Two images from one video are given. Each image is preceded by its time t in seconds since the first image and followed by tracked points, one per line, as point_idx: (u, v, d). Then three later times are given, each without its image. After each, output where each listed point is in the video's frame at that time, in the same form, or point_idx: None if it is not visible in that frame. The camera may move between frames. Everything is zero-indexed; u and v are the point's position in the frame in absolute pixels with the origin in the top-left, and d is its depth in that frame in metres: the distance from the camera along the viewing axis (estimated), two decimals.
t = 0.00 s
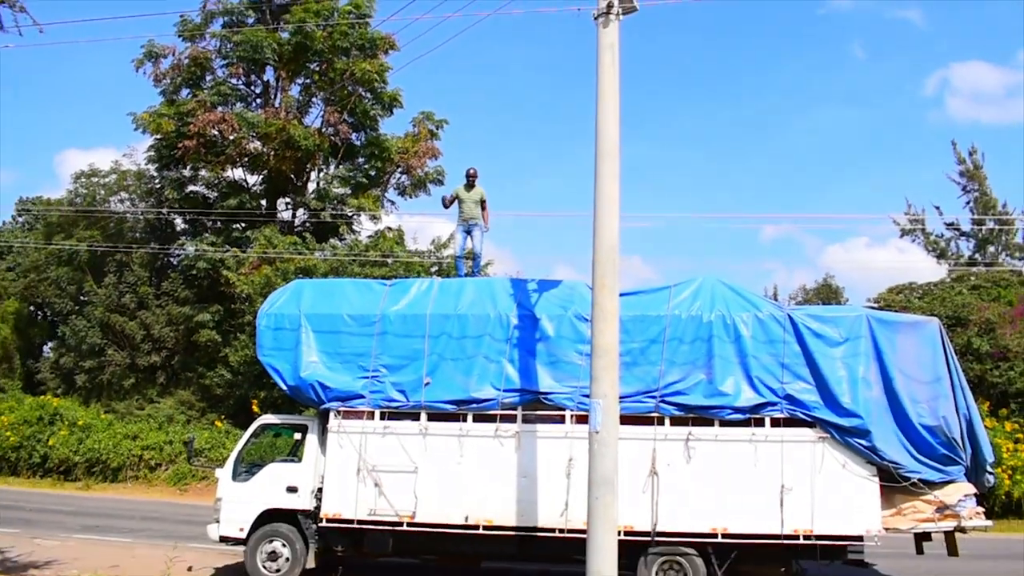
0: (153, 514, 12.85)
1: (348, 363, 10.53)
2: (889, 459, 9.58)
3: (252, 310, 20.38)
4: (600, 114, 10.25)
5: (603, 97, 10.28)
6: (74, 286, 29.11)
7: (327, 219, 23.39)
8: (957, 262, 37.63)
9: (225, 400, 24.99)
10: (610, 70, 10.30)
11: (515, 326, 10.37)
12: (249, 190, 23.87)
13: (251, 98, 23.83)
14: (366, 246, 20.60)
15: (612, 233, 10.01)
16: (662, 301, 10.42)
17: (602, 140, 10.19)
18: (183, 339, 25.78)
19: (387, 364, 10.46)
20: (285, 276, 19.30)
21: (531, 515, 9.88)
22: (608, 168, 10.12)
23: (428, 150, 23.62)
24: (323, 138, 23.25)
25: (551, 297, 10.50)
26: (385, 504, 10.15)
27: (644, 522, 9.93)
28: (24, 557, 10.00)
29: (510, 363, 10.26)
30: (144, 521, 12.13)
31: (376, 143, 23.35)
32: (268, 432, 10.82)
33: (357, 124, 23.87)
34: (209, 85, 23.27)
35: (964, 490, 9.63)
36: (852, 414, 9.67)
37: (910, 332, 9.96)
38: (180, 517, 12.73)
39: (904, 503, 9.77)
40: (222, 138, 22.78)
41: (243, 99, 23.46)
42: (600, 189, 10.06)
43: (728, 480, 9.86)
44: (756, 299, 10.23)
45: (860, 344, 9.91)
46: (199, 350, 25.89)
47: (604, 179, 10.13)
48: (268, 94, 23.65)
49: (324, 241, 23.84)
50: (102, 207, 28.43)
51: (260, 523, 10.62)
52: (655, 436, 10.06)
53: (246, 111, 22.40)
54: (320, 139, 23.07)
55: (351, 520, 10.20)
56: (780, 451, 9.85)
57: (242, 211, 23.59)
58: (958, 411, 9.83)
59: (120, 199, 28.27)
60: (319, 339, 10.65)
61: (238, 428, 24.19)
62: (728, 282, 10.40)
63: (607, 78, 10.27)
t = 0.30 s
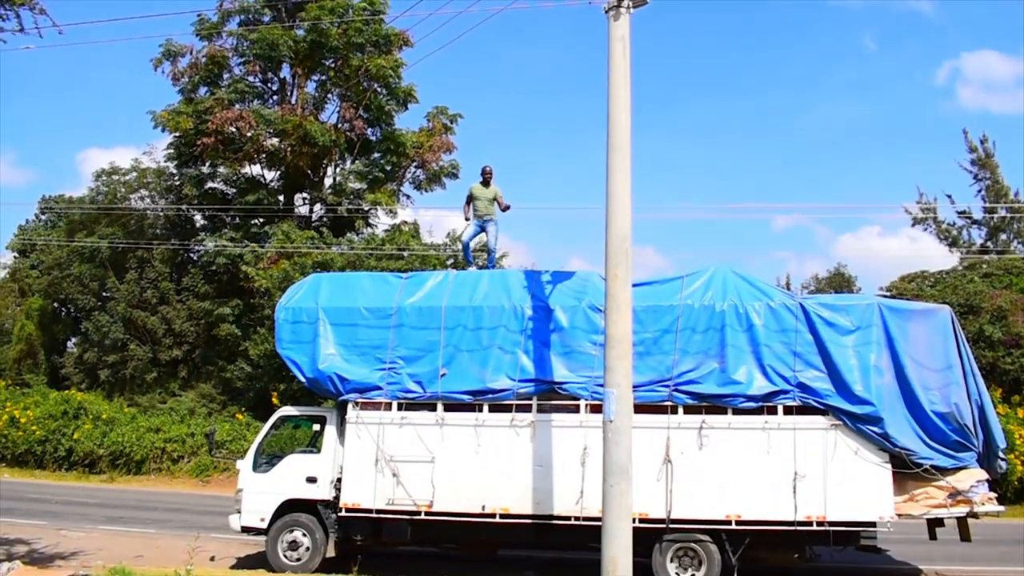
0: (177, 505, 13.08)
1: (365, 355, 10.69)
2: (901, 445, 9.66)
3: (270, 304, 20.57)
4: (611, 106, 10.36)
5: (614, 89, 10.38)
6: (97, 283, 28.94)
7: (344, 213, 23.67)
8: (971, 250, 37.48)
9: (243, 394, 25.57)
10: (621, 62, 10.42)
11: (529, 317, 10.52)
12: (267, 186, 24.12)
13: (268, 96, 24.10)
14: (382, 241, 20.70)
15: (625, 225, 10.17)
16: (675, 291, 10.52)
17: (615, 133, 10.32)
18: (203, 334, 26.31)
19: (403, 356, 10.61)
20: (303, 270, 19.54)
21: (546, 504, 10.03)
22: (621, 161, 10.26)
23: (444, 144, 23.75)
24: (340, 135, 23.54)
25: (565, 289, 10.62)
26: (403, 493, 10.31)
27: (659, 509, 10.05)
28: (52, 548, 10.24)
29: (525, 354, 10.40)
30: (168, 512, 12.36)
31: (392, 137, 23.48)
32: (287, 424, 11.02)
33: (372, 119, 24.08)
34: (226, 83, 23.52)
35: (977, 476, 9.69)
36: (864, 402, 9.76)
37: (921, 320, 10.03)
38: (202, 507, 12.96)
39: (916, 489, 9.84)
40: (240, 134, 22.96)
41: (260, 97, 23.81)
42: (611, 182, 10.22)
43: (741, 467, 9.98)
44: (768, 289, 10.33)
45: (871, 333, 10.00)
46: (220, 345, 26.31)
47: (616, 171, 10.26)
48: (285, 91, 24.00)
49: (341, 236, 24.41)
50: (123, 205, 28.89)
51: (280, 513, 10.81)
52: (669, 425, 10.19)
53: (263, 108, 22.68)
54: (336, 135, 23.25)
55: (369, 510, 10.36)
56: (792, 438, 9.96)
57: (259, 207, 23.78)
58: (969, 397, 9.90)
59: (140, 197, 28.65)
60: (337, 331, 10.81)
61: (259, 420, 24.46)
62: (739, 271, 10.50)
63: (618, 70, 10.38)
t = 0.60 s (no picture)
0: (168, 511, 12.76)
1: (360, 354, 10.36)
2: (915, 442, 9.35)
3: (264, 303, 20.28)
4: (611, 95, 10.07)
5: (615, 76, 10.08)
6: (83, 282, 28.96)
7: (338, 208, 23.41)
8: (981, 239, 37.18)
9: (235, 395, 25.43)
10: (622, 49, 10.11)
11: (529, 313, 10.19)
12: (259, 181, 23.80)
13: (258, 88, 23.73)
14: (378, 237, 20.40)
15: (627, 217, 9.88)
16: (680, 285, 10.18)
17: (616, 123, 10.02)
18: (193, 334, 25.94)
19: (399, 355, 10.28)
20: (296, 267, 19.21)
21: (549, 506, 9.71)
22: (622, 151, 9.96)
23: (441, 136, 23.43)
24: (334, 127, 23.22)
25: (566, 284, 10.28)
26: (401, 496, 9.99)
27: (665, 511, 9.74)
28: (39, 556, 9.92)
29: (526, 352, 10.08)
30: (159, 518, 12.04)
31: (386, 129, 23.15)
32: (281, 426, 10.67)
33: (366, 110, 23.73)
34: (215, 74, 23.19)
35: (993, 473, 9.39)
36: (876, 398, 9.45)
37: (934, 312, 9.72)
38: (194, 513, 12.64)
39: (930, 487, 9.53)
40: (228, 126, 22.59)
41: (250, 89, 23.36)
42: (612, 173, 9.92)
43: (750, 466, 9.66)
44: (775, 282, 10.00)
45: (883, 326, 9.68)
46: (212, 346, 25.95)
47: (617, 161, 9.96)
48: (276, 83, 23.65)
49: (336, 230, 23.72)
50: (110, 201, 28.47)
51: (274, 519, 10.48)
52: (675, 423, 9.86)
53: (253, 101, 22.31)
54: (329, 128, 22.91)
55: (366, 514, 10.05)
56: (802, 435, 9.65)
57: (252, 204, 23.61)
58: (984, 391, 9.59)
59: (128, 193, 28.27)
60: (330, 330, 10.47)
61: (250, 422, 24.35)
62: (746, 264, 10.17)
63: (618, 58, 10.07)
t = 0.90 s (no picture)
0: (140, 529, 11.91)
1: (348, 358, 9.50)
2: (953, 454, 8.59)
3: (241, 301, 19.36)
4: (622, 76, 9.27)
5: (626, 56, 9.28)
6: (45, 279, 28.04)
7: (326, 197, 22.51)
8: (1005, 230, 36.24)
9: (210, 403, 24.50)
10: (633, 26, 9.32)
11: (532, 313, 9.34)
12: (238, 170, 23.01)
13: (237, 67, 22.85)
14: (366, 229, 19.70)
15: (638, 210, 9.09)
16: (695, 283, 9.36)
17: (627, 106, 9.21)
18: (165, 335, 24.97)
19: (391, 359, 9.44)
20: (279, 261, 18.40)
21: (553, 523, 8.91)
22: (634, 136, 9.16)
23: (435, 120, 22.59)
24: (319, 110, 22.28)
25: (572, 281, 9.43)
26: (392, 512, 9.16)
27: (680, 528, 8.94)
28: None
29: (528, 355, 9.25)
30: (129, 536, 11.19)
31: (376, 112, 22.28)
32: (262, 435, 9.82)
33: (354, 92, 22.93)
34: (190, 52, 22.35)
35: None
36: (910, 406, 8.67)
37: (973, 312, 8.95)
38: (167, 531, 11.79)
39: (969, 503, 8.77)
40: (205, 110, 21.84)
41: (228, 68, 22.63)
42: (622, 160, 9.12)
43: (773, 480, 8.87)
44: (799, 279, 9.20)
45: (918, 327, 8.90)
46: (186, 347, 24.95)
47: (628, 148, 9.16)
48: (256, 62, 22.75)
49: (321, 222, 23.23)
50: (75, 190, 27.74)
51: (253, 537, 9.62)
52: (690, 432, 9.06)
53: (231, 82, 21.36)
54: (314, 112, 22.04)
55: (355, 531, 9.23)
56: (829, 446, 8.85)
57: (229, 194, 22.70)
58: None
59: (93, 180, 27.51)
60: (315, 331, 9.61)
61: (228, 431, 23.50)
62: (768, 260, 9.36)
63: (629, 36, 9.28)
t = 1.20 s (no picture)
0: (114, 544, 11.32)
1: (337, 362, 8.90)
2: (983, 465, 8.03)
3: (225, 301, 19.09)
4: (629, 62, 8.70)
5: (633, 42, 8.73)
6: (14, 277, 26.93)
7: (314, 190, 21.95)
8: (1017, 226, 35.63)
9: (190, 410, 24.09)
10: (642, 10, 8.76)
11: (534, 315, 8.76)
12: (220, 161, 22.35)
13: (219, 51, 22.25)
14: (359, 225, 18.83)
15: (647, 206, 8.54)
16: (708, 283, 8.80)
17: (635, 95, 8.64)
18: (142, 338, 24.40)
19: (383, 363, 8.84)
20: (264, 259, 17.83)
21: (556, 539, 8.32)
22: (643, 127, 8.59)
23: (430, 108, 21.99)
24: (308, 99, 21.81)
25: (576, 281, 8.85)
26: (383, 527, 8.58)
27: (691, 545, 8.37)
28: None
29: (529, 359, 8.67)
30: (101, 553, 10.59)
31: (367, 100, 21.68)
32: (245, 445, 9.23)
33: (344, 79, 22.34)
34: (168, 35, 21.74)
35: None
36: (937, 414, 8.12)
37: (1003, 314, 8.42)
38: (143, 547, 11.20)
39: (1001, 519, 8.23)
40: (185, 98, 21.43)
41: (210, 53, 21.93)
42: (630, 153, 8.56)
43: (790, 493, 8.31)
44: (819, 279, 8.64)
45: (945, 330, 8.36)
46: (166, 350, 24.32)
47: (636, 139, 8.59)
48: (239, 46, 22.12)
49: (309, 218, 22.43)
50: (47, 182, 26.93)
51: (237, 553, 9.05)
52: (702, 442, 8.50)
53: (211, 68, 20.89)
54: (301, 99, 21.33)
55: (344, 547, 8.64)
56: (851, 456, 8.30)
57: (211, 185, 22.00)
58: None
59: (66, 172, 26.72)
60: (302, 334, 9.00)
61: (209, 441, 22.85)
62: (785, 258, 8.79)
63: (637, 20, 8.72)
